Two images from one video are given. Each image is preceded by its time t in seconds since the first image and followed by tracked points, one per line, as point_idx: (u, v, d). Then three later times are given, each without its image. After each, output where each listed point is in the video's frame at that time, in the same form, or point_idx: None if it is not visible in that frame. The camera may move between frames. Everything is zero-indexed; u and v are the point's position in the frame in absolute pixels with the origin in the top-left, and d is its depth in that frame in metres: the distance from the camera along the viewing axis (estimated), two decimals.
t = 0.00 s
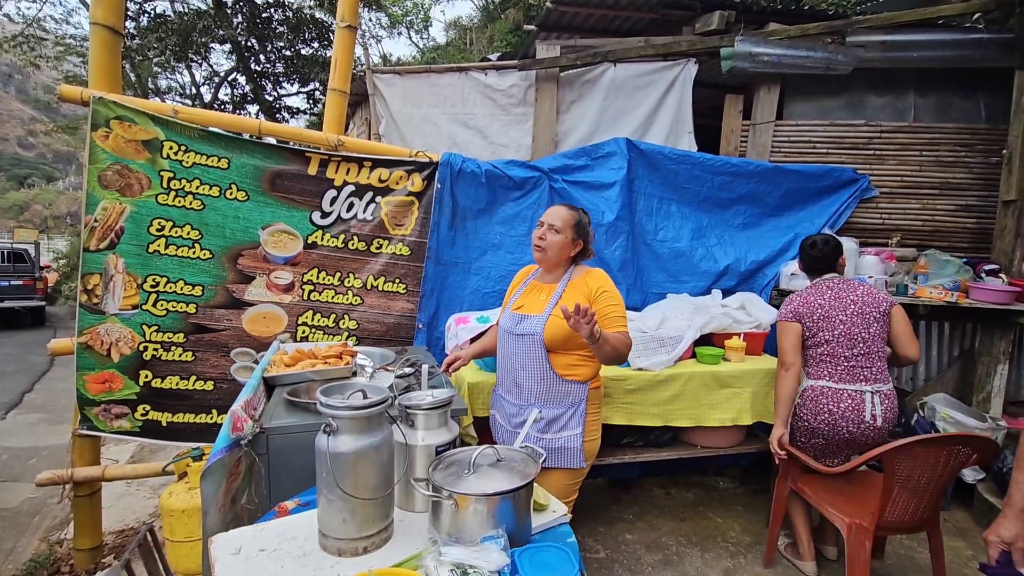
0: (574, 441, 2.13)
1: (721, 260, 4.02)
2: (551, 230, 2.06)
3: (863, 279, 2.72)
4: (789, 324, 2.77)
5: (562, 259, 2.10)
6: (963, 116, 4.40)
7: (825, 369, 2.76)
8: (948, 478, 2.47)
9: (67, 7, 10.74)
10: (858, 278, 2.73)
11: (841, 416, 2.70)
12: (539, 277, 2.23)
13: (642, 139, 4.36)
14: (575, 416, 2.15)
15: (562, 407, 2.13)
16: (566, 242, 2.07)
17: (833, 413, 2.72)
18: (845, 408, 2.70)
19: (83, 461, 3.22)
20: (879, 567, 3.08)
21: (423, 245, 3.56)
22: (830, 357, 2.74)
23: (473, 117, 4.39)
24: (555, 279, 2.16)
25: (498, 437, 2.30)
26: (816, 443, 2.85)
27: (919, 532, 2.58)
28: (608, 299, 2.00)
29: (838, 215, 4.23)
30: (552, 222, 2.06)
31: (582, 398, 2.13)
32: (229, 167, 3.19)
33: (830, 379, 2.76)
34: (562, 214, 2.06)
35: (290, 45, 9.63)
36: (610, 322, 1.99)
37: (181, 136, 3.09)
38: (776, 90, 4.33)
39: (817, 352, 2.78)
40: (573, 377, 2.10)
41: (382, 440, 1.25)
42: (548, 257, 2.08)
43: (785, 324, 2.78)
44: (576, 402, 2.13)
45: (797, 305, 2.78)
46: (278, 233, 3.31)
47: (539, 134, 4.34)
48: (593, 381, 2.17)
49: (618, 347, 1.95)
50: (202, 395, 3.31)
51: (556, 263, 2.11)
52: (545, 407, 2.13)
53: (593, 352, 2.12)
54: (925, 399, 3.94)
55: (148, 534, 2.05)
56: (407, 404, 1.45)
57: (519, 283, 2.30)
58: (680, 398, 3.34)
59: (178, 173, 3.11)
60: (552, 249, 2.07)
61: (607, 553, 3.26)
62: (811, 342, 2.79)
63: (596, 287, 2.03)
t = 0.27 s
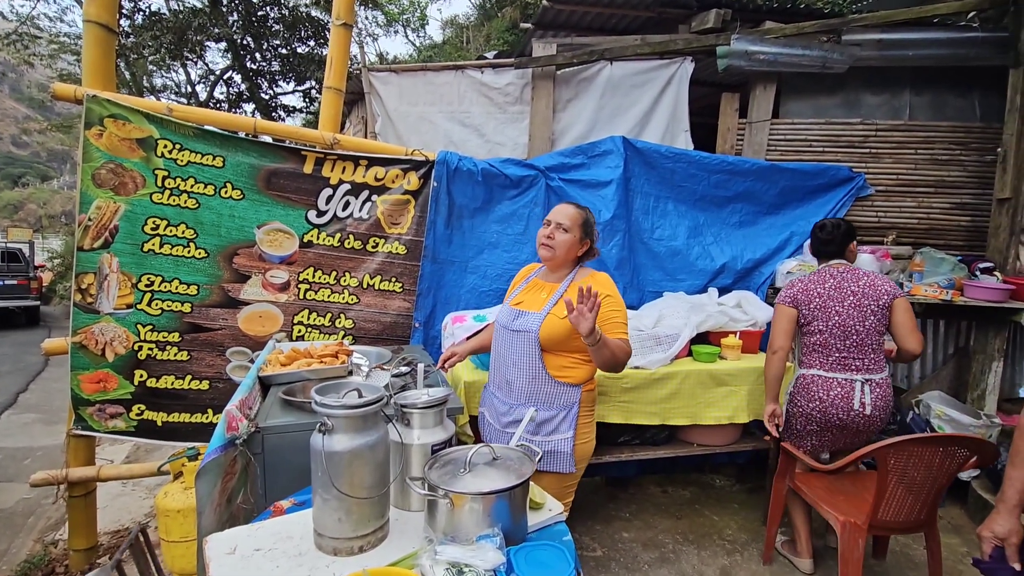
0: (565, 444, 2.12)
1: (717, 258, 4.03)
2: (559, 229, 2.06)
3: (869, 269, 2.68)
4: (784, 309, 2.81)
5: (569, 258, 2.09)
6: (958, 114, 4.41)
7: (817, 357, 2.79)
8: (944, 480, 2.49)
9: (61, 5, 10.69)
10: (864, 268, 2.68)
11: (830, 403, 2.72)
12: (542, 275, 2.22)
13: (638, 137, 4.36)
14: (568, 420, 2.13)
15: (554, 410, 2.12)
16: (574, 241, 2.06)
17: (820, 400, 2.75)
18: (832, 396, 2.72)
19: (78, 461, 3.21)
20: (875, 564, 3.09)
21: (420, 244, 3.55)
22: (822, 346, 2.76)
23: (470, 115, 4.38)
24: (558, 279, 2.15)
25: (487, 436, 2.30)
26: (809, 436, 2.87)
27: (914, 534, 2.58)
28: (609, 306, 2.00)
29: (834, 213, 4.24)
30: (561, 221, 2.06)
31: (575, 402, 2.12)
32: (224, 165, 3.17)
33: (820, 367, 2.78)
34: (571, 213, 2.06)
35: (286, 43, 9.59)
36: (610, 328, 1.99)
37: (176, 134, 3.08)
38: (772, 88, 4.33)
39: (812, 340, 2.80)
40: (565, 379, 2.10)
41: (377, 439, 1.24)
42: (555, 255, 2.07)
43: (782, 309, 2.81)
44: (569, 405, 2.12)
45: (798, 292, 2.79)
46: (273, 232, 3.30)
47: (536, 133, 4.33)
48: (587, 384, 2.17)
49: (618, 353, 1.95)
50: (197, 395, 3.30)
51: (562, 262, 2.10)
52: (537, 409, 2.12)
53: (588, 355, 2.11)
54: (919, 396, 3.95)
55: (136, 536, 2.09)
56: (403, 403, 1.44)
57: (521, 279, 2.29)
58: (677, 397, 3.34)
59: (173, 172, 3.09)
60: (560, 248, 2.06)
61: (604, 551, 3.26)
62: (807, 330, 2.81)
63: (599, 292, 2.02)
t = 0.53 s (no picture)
0: (562, 449, 2.13)
1: (712, 257, 4.04)
2: (563, 226, 2.05)
3: (882, 270, 2.69)
4: (791, 299, 2.88)
5: (572, 256, 2.08)
6: (950, 114, 4.43)
7: (818, 349, 2.85)
8: (938, 477, 2.51)
9: (53, 3, 10.62)
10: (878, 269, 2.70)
11: (824, 392, 2.78)
12: (542, 275, 2.21)
13: (633, 136, 4.37)
14: (563, 424, 2.13)
15: (549, 413, 2.11)
16: (578, 238, 2.06)
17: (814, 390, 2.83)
18: (826, 387, 2.78)
19: (71, 462, 3.18)
20: (869, 561, 3.11)
21: (415, 243, 3.55)
22: (823, 338, 2.81)
23: (465, 114, 4.38)
24: (559, 279, 2.15)
25: (483, 438, 2.29)
26: (805, 430, 2.92)
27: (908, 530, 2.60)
28: (609, 310, 2.00)
29: (828, 212, 4.26)
30: (566, 219, 2.06)
31: (572, 405, 2.12)
32: (218, 165, 3.16)
33: (819, 359, 2.84)
34: (575, 211, 2.06)
35: (280, 42, 9.56)
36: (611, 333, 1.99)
37: (169, 133, 3.06)
38: (766, 87, 4.34)
39: (815, 332, 2.86)
40: (562, 382, 2.10)
41: (372, 439, 1.24)
42: (559, 253, 2.06)
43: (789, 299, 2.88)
44: (565, 409, 2.11)
45: (807, 283, 2.85)
46: (267, 232, 3.29)
47: (531, 132, 4.33)
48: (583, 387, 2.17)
49: (618, 361, 1.96)
50: (191, 396, 3.28)
51: (565, 260, 2.09)
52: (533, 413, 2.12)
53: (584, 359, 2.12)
54: (913, 394, 3.97)
55: (127, 539, 2.12)
56: (398, 402, 1.44)
57: (520, 279, 2.29)
58: (672, 395, 3.35)
59: (166, 171, 3.08)
60: (564, 245, 2.05)
61: (599, 550, 3.27)
62: (812, 321, 2.88)
63: (599, 294, 2.02)
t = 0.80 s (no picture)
0: (561, 453, 2.11)
1: (707, 256, 4.05)
2: (565, 221, 2.05)
3: (914, 273, 2.69)
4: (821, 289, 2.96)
5: (573, 253, 2.07)
6: (942, 114, 4.46)
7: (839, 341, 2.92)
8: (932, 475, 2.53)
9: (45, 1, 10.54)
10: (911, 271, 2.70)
11: (836, 382, 2.85)
12: (541, 275, 2.21)
13: (627, 136, 4.38)
14: (562, 427, 2.13)
15: (548, 417, 2.12)
16: (579, 234, 2.05)
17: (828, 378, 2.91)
18: (838, 377, 2.86)
19: (63, 463, 3.16)
20: (861, 558, 3.13)
21: (410, 242, 3.54)
22: (844, 332, 2.88)
23: (460, 113, 4.37)
24: (558, 279, 2.14)
25: (481, 438, 2.30)
26: (816, 417, 3.00)
27: (900, 528, 2.61)
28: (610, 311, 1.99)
29: (821, 211, 4.28)
30: (568, 215, 2.05)
31: (570, 409, 2.12)
32: (211, 163, 3.14)
33: (838, 350, 2.90)
34: (577, 209, 2.06)
35: (275, 40, 9.52)
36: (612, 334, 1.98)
37: (162, 132, 3.04)
38: (760, 87, 4.36)
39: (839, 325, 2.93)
40: (560, 386, 2.10)
41: (366, 438, 1.24)
42: (561, 249, 2.05)
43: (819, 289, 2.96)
44: (563, 412, 2.11)
45: (839, 277, 2.92)
46: (261, 230, 3.28)
47: (526, 131, 4.33)
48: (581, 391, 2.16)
49: (625, 357, 1.94)
50: (185, 395, 3.27)
51: (566, 257, 2.08)
52: (532, 417, 2.12)
53: (584, 362, 2.11)
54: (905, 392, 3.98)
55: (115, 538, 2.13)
56: (392, 402, 1.44)
57: (519, 278, 2.29)
58: (667, 394, 3.36)
59: (159, 170, 3.06)
60: (567, 242, 2.04)
61: (594, 548, 3.27)
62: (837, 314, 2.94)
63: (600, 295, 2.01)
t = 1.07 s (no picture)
0: (556, 454, 2.11)
1: (700, 256, 4.07)
2: (557, 228, 2.06)
3: (932, 264, 2.91)
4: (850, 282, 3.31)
5: (568, 259, 2.08)
6: (933, 114, 4.49)
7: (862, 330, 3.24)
8: (921, 473, 2.55)
9: None
10: (930, 263, 2.92)
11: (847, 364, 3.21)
12: (537, 277, 2.21)
13: (621, 136, 4.39)
14: (557, 428, 2.14)
15: (543, 419, 2.13)
16: (573, 241, 2.06)
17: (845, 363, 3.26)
18: (851, 361, 3.19)
19: (54, 464, 3.15)
20: (852, 555, 3.16)
21: (403, 242, 3.54)
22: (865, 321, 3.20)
23: (454, 113, 4.37)
24: (554, 282, 2.15)
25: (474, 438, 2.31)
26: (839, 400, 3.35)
27: (890, 525, 2.64)
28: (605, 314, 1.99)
29: (813, 212, 4.31)
30: (561, 220, 2.06)
31: (565, 410, 2.13)
32: (204, 163, 3.14)
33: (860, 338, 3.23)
34: (570, 212, 2.06)
35: (269, 39, 9.49)
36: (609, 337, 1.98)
37: (154, 131, 3.03)
38: (753, 87, 4.38)
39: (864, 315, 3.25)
40: (556, 388, 2.11)
41: (358, 438, 1.25)
42: (556, 254, 2.06)
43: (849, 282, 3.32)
44: (558, 413, 2.13)
45: (866, 270, 3.24)
46: (254, 230, 3.27)
47: (520, 131, 4.34)
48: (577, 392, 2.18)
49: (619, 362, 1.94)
50: (178, 395, 3.26)
51: (561, 264, 2.09)
52: (527, 419, 2.13)
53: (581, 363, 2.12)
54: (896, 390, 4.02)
55: (108, 536, 2.18)
56: (385, 401, 1.44)
57: (516, 279, 2.30)
58: (660, 393, 3.38)
59: (151, 169, 3.05)
60: (561, 248, 2.05)
61: (588, 547, 3.29)
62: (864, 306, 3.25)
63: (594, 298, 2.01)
